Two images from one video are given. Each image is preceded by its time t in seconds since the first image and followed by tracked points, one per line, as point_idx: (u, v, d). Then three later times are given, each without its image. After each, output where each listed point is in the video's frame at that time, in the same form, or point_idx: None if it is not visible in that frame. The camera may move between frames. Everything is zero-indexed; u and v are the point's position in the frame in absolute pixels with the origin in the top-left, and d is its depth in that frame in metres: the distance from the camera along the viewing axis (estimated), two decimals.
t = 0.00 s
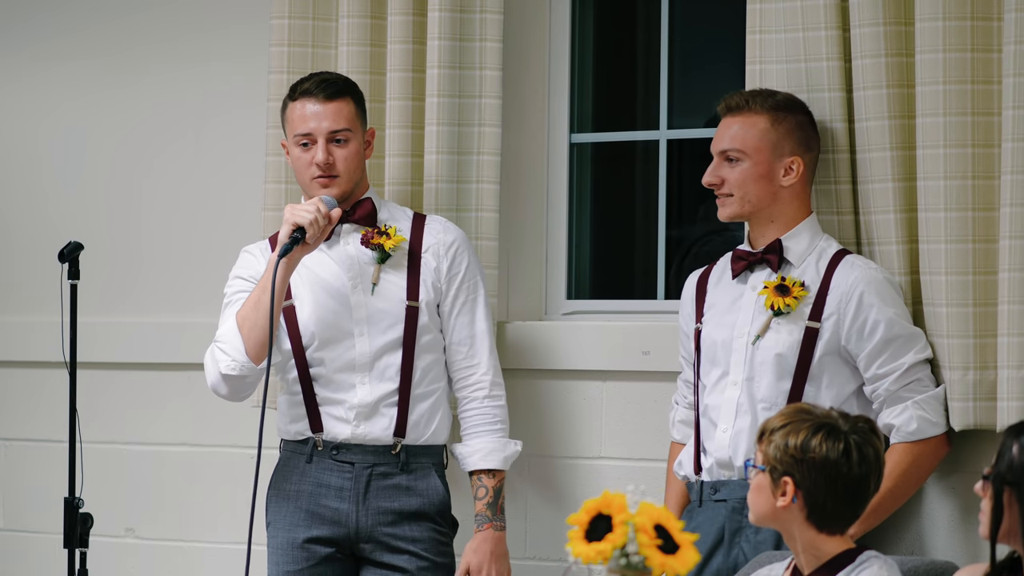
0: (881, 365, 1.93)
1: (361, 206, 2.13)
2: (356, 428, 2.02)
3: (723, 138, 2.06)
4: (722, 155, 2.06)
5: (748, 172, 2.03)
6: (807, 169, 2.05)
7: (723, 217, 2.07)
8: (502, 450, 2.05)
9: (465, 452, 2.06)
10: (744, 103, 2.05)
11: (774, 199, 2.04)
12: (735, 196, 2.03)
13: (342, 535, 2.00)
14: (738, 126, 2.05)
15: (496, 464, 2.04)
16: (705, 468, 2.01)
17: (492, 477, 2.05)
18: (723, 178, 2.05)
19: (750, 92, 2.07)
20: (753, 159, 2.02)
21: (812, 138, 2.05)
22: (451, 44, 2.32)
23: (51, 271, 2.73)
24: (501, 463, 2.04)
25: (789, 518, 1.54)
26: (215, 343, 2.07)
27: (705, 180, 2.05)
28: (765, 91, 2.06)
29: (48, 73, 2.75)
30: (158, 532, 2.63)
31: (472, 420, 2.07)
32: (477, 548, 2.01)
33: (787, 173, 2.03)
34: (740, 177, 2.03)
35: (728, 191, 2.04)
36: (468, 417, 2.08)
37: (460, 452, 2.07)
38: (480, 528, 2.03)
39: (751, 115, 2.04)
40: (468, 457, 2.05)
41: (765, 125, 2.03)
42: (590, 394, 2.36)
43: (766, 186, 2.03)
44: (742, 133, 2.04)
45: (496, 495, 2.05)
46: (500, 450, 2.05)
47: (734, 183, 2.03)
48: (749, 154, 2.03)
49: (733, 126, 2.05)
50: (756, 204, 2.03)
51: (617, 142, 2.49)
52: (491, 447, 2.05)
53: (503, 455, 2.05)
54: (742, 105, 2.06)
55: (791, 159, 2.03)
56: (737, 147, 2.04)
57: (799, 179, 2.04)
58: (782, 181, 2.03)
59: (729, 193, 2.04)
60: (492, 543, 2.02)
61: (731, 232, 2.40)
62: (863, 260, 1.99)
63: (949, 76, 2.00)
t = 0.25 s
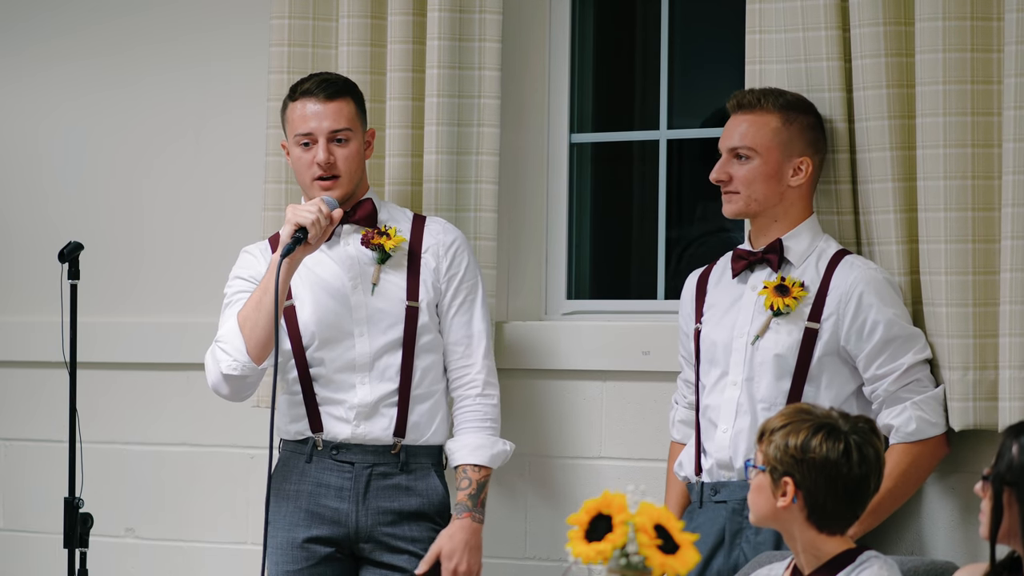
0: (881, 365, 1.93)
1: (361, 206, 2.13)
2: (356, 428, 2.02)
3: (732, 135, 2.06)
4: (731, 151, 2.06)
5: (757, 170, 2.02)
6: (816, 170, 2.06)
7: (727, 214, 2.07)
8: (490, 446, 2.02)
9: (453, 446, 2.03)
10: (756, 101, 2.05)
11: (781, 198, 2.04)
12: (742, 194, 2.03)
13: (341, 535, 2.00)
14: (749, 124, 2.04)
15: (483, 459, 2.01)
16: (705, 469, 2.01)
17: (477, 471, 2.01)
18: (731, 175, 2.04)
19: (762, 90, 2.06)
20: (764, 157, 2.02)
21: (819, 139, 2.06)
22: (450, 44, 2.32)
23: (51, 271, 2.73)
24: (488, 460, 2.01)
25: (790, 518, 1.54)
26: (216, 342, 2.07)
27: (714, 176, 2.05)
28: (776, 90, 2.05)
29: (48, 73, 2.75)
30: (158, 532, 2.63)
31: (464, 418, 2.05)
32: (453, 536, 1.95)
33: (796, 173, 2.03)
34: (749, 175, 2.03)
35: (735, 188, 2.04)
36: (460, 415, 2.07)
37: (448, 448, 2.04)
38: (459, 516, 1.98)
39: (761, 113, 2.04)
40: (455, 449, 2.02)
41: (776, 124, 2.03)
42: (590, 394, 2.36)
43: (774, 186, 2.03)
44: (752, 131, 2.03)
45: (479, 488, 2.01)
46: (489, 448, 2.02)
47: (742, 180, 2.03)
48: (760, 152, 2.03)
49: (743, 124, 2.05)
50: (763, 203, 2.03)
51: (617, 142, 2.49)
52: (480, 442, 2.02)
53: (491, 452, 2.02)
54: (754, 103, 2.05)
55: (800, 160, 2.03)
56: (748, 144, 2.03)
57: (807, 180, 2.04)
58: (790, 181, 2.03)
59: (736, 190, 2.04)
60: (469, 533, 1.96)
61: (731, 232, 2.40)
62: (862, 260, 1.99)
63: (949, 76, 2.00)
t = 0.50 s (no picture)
0: (880, 367, 1.93)
1: (361, 206, 2.14)
2: (352, 427, 2.02)
3: (732, 136, 2.06)
4: (732, 153, 2.05)
5: (757, 171, 2.02)
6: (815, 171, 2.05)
7: (728, 219, 2.07)
8: (487, 445, 2.02)
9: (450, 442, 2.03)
10: (756, 102, 2.05)
11: (781, 200, 2.04)
12: (741, 196, 2.03)
13: (338, 534, 1.99)
14: (749, 125, 2.04)
15: (480, 456, 2.00)
16: (706, 472, 2.01)
17: (477, 467, 2.00)
18: (731, 176, 2.04)
19: (761, 91, 2.06)
20: (763, 158, 2.02)
21: (818, 139, 2.05)
22: (450, 44, 2.32)
23: (51, 271, 2.73)
24: (483, 458, 2.00)
25: (790, 518, 1.54)
26: (213, 341, 2.06)
27: (714, 178, 2.05)
28: (776, 90, 2.05)
29: (48, 73, 2.75)
30: (158, 532, 2.63)
31: (460, 415, 2.05)
32: (452, 527, 1.95)
33: (796, 174, 2.03)
34: (748, 176, 2.02)
35: (734, 190, 2.04)
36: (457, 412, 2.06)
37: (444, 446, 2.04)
38: (460, 511, 1.98)
39: (762, 115, 2.04)
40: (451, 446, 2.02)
41: (776, 125, 2.02)
42: (590, 394, 2.36)
43: (774, 187, 2.03)
44: (752, 132, 2.03)
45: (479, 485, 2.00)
46: (483, 445, 2.01)
47: (741, 182, 2.03)
48: (760, 153, 2.03)
49: (743, 125, 2.05)
50: (763, 204, 2.03)
51: (617, 142, 2.49)
52: (474, 440, 2.01)
53: (487, 450, 2.01)
54: (754, 104, 2.05)
55: (800, 161, 2.03)
56: (748, 146, 2.03)
57: (807, 181, 2.04)
58: (790, 182, 2.03)
59: (735, 193, 2.04)
60: (466, 527, 1.97)
61: (732, 232, 2.39)
62: (861, 261, 1.99)
63: (949, 76, 2.00)
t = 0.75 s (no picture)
0: (881, 366, 1.93)
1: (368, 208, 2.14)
2: (350, 427, 2.02)
3: (730, 138, 2.06)
4: (730, 154, 2.05)
5: (755, 172, 2.02)
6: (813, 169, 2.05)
7: (728, 221, 2.07)
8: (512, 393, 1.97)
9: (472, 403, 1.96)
10: (752, 103, 2.05)
11: (780, 199, 2.04)
12: (741, 198, 2.04)
13: (336, 534, 2.00)
14: (745, 127, 2.04)
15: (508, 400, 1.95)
16: (705, 469, 2.01)
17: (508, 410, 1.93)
18: (729, 178, 2.05)
19: (757, 91, 2.06)
20: (761, 159, 2.02)
21: (814, 138, 2.05)
22: (451, 44, 2.32)
23: (51, 271, 2.73)
24: (514, 400, 1.95)
25: (789, 517, 1.54)
26: (216, 334, 2.06)
27: (712, 180, 2.05)
28: (772, 90, 2.05)
29: (48, 73, 2.75)
30: (158, 532, 2.63)
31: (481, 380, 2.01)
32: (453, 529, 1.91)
33: (795, 173, 2.03)
34: (747, 178, 2.03)
35: (733, 192, 2.04)
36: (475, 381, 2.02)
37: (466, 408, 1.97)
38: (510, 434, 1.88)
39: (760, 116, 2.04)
40: (474, 404, 1.95)
41: (773, 125, 2.03)
42: (590, 394, 2.36)
43: (774, 187, 2.03)
44: (749, 134, 2.04)
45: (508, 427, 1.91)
46: (511, 391, 1.97)
47: (739, 184, 2.03)
48: (758, 154, 2.03)
49: (740, 125, 2.05)
50: (762, 205, 2.03)
51: (617, 142, 2.49)
52: (502, 387, 1.97)
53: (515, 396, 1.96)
54: (749, 105, 2.05)
55: (799, 160, 2.03)
56: (746, 147, 2.03)
57: (806, 180, 2.04)
58: (788, 181, 2.03)
59: (735, 195, 2.04)
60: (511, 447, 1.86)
61: (732, 231, 2.39)
62: (862, 260, 1.99)
63: (949, 76, 2.00)
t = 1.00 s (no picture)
0: (880, 365, 1.93)
1: (363, 208, 2.15)
2: (349, 427, 2.02)
3: (730, 139, 2.05)
4: (731, 156, 2.05)
5: (759, 173, 2.02)
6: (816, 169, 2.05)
7: (730, 219, 2.07)
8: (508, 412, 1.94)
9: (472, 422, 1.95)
10: (751, 104, 2.05)
11: (783, 199, 2.04)
12: (746, 199, 2.03)
13: (335, 534, 1.99)
14: (746, 128, 2.04)
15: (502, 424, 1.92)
16: (705, 468, 2.01)
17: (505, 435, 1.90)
18: (732, 180, 2.04)
19: (756, 92, 2.06)
20: (764, 160, 2.02)
21: (812, 138, 2.04)
22: (451, 44, 2.32)
23: (51, 271, 2.73)
24: (513, 424, 1.92)
25: (790, 517, 1.54)
26: (221, 331, 2.04)
27: (715, 182, 2.04)
28: (771, 90, 2.05)
29: (48, 73, 2.75)
30: (158, 532, 2.63)
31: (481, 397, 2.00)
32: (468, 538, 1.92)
33: (797, 173, 2.03)
34: (751, 180, 2.02)
35: (737, 193, 2.03)
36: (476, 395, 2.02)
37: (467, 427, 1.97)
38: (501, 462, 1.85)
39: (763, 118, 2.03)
40: (472, 425, 1.95)
41: (774, 126, 2.02)
42: (590, 394, 2.36)
43: (777, 187, 2.03)
44: (750, 135, 2.03)
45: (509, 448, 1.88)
46: (512, 411, 1.94)
47: (743, 185, 2.03)
48: (760, 155, 2.02)
49: (741, 126, 2.04)
50: (766, 205, 2.03)
51: (617, 142, 2.49)
52: (502, 407, 1.95)
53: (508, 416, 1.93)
54: (750, 106, 2.04)
55: (800, 159, 2.03)
56: (748, 149, 2.03)
57: (808, 180, 2.04)
58: (792, 181, 2.03)
59: (739, 196, 2.04)
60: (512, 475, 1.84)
61: (732, 232, 2.40)
62: (862, 259, 1.99)
63: (949, 76, 2.00)
